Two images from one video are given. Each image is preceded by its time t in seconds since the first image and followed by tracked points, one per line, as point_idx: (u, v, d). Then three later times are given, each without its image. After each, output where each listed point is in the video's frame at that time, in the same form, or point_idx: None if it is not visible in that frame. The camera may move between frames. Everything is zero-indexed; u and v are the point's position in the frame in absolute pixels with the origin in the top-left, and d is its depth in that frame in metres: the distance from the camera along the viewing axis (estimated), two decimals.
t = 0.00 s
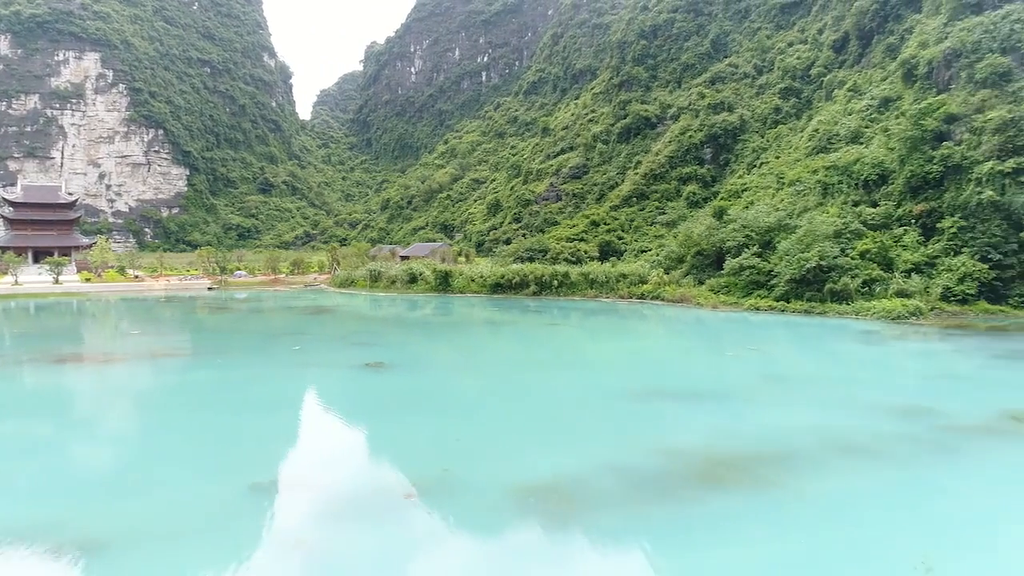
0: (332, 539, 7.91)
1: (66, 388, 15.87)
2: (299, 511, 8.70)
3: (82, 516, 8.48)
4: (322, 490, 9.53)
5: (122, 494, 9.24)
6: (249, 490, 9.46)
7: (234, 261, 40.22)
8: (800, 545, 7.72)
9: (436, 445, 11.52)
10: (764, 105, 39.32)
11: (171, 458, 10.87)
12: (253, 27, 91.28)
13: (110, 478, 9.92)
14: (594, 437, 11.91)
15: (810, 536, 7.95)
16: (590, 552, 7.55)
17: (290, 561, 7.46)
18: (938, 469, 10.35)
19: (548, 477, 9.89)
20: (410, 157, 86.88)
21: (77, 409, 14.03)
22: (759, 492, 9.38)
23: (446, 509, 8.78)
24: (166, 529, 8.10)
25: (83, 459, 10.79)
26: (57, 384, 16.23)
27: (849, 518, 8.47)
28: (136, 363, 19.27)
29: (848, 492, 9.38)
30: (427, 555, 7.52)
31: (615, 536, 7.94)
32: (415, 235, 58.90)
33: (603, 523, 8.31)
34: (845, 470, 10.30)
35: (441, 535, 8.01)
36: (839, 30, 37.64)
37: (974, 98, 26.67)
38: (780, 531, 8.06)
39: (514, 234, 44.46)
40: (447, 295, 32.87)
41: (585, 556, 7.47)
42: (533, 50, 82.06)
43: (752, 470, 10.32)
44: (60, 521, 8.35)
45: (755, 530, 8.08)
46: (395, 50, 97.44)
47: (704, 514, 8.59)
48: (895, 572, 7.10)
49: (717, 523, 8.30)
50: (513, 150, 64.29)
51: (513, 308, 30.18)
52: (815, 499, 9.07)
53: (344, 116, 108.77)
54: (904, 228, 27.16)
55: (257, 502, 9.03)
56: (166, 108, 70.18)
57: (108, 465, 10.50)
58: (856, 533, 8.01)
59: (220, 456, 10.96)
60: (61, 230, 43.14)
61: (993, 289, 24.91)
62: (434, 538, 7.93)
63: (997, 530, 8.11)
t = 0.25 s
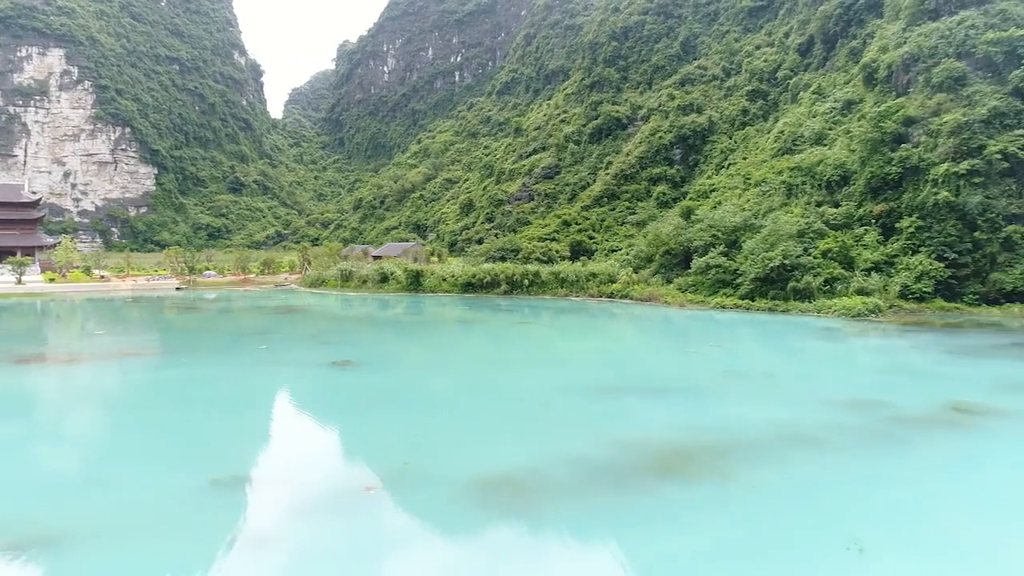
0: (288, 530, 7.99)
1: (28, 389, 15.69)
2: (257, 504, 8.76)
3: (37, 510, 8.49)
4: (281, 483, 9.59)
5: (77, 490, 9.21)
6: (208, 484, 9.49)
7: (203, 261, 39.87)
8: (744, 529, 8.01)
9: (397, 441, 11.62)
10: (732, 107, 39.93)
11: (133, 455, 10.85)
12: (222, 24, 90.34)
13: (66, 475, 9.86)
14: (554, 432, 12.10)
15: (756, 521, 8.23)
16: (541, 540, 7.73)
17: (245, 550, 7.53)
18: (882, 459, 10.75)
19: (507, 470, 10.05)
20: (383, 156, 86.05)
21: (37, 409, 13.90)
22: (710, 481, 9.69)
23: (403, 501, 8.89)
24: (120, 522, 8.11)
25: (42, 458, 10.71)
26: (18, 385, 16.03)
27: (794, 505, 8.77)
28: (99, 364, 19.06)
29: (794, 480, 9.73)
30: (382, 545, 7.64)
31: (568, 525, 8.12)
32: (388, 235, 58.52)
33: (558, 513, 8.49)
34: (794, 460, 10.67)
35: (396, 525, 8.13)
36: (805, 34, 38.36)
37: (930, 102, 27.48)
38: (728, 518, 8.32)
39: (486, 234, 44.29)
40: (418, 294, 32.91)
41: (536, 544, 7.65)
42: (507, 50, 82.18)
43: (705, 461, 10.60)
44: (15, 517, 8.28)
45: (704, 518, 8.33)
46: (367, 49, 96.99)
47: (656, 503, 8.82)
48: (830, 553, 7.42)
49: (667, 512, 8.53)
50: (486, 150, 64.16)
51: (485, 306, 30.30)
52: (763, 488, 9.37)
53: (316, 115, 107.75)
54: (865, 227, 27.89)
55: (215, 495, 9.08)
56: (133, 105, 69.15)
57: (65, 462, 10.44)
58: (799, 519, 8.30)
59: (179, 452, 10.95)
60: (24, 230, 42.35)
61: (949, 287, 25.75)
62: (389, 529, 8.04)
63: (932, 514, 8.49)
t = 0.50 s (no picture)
0: (246, 523, 8.12)
1: None
2: (217, 499, 8.88)
3: None
4: (241, 478, 9.73)
5: (34, 488, 9.25)
6: (170, 480, 9.59)
7: (171, 261, 39.53)
8: (690, 514, 8.34)
9: (360, 438, 11.75)
10: (701, 108, 40.47)
11: (95, 453, 10.87)
12: (192, 22, 89.39)
13: (23, 473, 9.89)
14: (516, 427, 12.32)
15: (703, 507, 8.57)
16: (495, 528, 7.94)
17: (199, 541, 7.67)
18: (829, 449, 11.15)
19: (467, 464, 10.24)
20: (356, 156, 85.25)
21: None
22: (663, 470, 10.02)
23: (362, 494, 9.04)
24: (76, 518, 8.19)
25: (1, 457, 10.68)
26: None
27: (742, 492, 9.09)
28: (63, 364, 18.88)
29: (742, 468, 10.11)
30: (337, 536, 7.80)
31: (522, 514, 8.34)
32: (360, 235, 58.20)
33: (513, 504, 8.70)
34: (745, 449, 11.06)
35: (353, 517, 8.29)
36: (772, 37, 39.03)
37: (890, 105, 28.30)
38: (677, 506, 8.60)
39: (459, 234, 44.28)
40: (390, 294, 32.96)
41: (490, 532, 7.87)
42: (480, 50, 82.16)
43: (661, 453, 10.89)
44: None
45: (653, 506, 8.60)
46: (340, 48, 96.40)
47: (609, 493, 9.07)
48: (770, 534, 7.77)
49: (619, 501, 8.78)
50: (459, 150, 64.05)
51: (456, 306, 30.40)
52: (714, 477, 9.66)
53: (288, 114, 106.73)
54: (828, 227, 28.58)
55: (174, 491, 9.18)
56: (100, 103, 68.26)
57: (23, 461, 10.46)
58: (745, 506, 8.61)
59: (140, 451, 11.00)
60: None
61: (908, 285, 26.59)
62: (347, 520, 8.20)
63: (870, 499, 8.85)
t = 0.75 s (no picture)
0: (199, 516, 8.29)
1: None
2: (171, 494, 9.03)
3: None
4: (197, 476, 9.86)
5: None
6: (124, 478, 9.69)
7: (134, 261, 39.08)
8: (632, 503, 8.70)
9: (317, 435, 11.90)
10: (667, 110, 41.07)
11: (49, 454, 10.90)
12: (157, 18, 88.13)
13: None
14: (473, 423, 12.57)
15: (646, 496, 8.92)
16: (443, 518, 8.21)
17: (150, 533, 7.82)
18: (772, 440, 11.61)
19: (420, 459, 10.48)
20: (325, 155, 84.35)
21: None
22: (611, 463, 10.37)
23: (315, 491, 9.22)
24: (25, 515, 8.26)
25: None
26: None
27: (684, 482, 9.45)
28: (20, 365, 18.69)
29: (688, 459, 10.51)
30: (287, 530, 8.00)
31: (471, 506, 8.61)
32: (330, 235, 57.78)
33: (463, 497, 8.96)
34: (691, 442, 11.47)
35: (304, 513, 8.47)
36: (736, 40, 39.74)
37: (847, 108, 29.14)
38: (622, 496, 8.93)
39: (428, 234, 44.26)
40: (357, 294, 32.96)
41: (438, 522, 8.12)
42: (451, 50, 82.06)
43: (610, 446, 11.24)
44: None
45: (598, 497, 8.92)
46: (309, 46, 95.50)
47: (557, 485, 9.38)
48: (706, 521, 8.15)
49: (566, 493, 9.10)
50: (430, 149, 63.86)
51: (424, 305, 30.48)
52: (659, 468, 10.04)
53: (257, 113, 105.42)
54: (788, 227, 29.29)
55: (128, 487, 9.28)
56: (61, 100, 67.32)
57: None
58: (686, 494, 8.99)
59: (94, 450, 11.04)
60: None
61: (864, 284, 27.36)
62: (300, 516, 8.39)
63: (804, 486, 9.29)
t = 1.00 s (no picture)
0: (160, 512, 8.41)
1: None
2: (132, 492, 9.12)
3: None
4: (162, 474, 9.97)
5: None
6: (86, 476, 9.76)
7: (104, 261, 38.73)
8: (589, 497, 8.98)
9: (285, 433, 12.05)
10: (640, 111, 41.50)
11: (12, 453, 10.93)
12: (127, 14, 87.00)
13: None
14: (439, 420, 12.80)
15: (602, 490, 9.21)
16: (406, 512, 8.44)
17: (112, 529, 7.95)
18: (728, 435, 11.99)
19: (386, 455, 10.68)
20: (300, 154, 83.56)
21: None
22: (572, 458, 10.66)
23: (279, 487, 9.38)
24: None
25: None
26: None
27: (641, 476, 9.75)
28: None
29: (646, 454, 10.83)
30: (250, 525, 8.16)
31: (433, 500, 8.85)
32: (304, 235, 57.40)
33: (425, 491, 9.19)
34: (651, 437, 11.80)
35: (268, 510, 8.64)
36: (708, 43, 40.24)
37: (813, 110, 29.68)
38: (581, 490, 9.24)
39: (402, 234, 44.16)
40: (331, 293, 32.95)
41: (400, 515, 8.35)
42: (427, 49, 81.86)
43: (571, 441, 11.54)
44: None
45: (558, 491, 9.21)
46: (283, 44, 94.64)
47: (519, 479, 9.65)
48: (658, 513, 8.46)
49: (526, 487, 9.37)
50: (405, 148, 63.59)
51: (396, 305, 30.52)
52: (617, 462, 10.35)
53: (230, 111, 104.20)
54: (756, 227, 29.84)
55: (88, 486, 9.35)
56: (27, 97, 66.85)
57: None
58: (641, 488, 9.29)
59: (59, 449, 11.09)
60: None
61: (829, 282, 27.85)
62: (263, 512, 8.56)
63: (755, 479, 9.66)
